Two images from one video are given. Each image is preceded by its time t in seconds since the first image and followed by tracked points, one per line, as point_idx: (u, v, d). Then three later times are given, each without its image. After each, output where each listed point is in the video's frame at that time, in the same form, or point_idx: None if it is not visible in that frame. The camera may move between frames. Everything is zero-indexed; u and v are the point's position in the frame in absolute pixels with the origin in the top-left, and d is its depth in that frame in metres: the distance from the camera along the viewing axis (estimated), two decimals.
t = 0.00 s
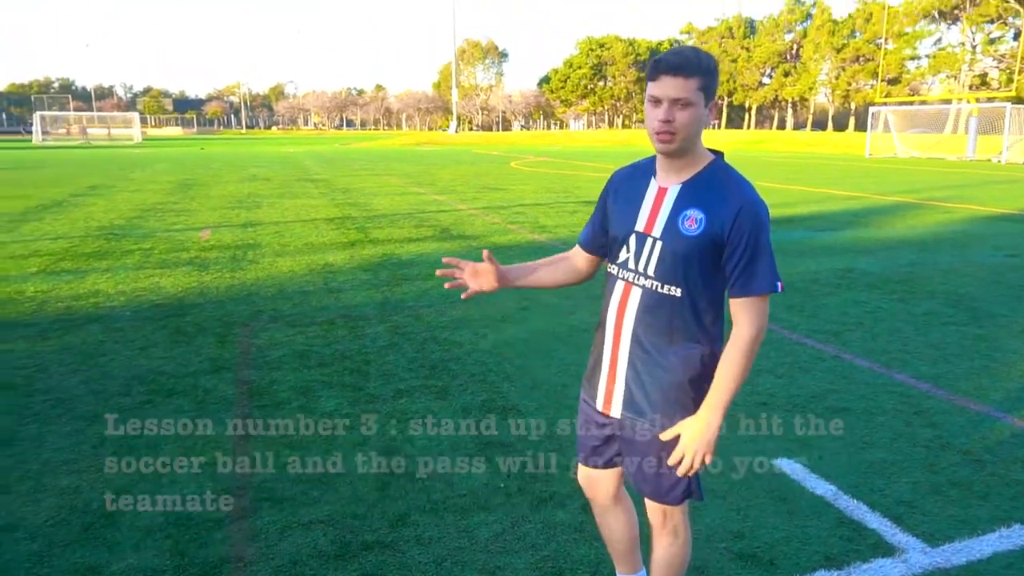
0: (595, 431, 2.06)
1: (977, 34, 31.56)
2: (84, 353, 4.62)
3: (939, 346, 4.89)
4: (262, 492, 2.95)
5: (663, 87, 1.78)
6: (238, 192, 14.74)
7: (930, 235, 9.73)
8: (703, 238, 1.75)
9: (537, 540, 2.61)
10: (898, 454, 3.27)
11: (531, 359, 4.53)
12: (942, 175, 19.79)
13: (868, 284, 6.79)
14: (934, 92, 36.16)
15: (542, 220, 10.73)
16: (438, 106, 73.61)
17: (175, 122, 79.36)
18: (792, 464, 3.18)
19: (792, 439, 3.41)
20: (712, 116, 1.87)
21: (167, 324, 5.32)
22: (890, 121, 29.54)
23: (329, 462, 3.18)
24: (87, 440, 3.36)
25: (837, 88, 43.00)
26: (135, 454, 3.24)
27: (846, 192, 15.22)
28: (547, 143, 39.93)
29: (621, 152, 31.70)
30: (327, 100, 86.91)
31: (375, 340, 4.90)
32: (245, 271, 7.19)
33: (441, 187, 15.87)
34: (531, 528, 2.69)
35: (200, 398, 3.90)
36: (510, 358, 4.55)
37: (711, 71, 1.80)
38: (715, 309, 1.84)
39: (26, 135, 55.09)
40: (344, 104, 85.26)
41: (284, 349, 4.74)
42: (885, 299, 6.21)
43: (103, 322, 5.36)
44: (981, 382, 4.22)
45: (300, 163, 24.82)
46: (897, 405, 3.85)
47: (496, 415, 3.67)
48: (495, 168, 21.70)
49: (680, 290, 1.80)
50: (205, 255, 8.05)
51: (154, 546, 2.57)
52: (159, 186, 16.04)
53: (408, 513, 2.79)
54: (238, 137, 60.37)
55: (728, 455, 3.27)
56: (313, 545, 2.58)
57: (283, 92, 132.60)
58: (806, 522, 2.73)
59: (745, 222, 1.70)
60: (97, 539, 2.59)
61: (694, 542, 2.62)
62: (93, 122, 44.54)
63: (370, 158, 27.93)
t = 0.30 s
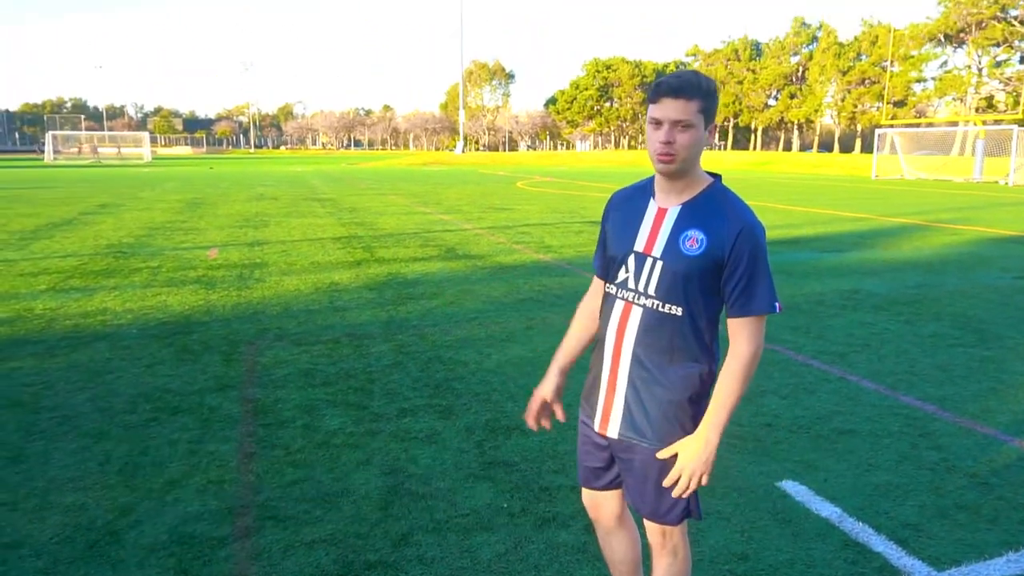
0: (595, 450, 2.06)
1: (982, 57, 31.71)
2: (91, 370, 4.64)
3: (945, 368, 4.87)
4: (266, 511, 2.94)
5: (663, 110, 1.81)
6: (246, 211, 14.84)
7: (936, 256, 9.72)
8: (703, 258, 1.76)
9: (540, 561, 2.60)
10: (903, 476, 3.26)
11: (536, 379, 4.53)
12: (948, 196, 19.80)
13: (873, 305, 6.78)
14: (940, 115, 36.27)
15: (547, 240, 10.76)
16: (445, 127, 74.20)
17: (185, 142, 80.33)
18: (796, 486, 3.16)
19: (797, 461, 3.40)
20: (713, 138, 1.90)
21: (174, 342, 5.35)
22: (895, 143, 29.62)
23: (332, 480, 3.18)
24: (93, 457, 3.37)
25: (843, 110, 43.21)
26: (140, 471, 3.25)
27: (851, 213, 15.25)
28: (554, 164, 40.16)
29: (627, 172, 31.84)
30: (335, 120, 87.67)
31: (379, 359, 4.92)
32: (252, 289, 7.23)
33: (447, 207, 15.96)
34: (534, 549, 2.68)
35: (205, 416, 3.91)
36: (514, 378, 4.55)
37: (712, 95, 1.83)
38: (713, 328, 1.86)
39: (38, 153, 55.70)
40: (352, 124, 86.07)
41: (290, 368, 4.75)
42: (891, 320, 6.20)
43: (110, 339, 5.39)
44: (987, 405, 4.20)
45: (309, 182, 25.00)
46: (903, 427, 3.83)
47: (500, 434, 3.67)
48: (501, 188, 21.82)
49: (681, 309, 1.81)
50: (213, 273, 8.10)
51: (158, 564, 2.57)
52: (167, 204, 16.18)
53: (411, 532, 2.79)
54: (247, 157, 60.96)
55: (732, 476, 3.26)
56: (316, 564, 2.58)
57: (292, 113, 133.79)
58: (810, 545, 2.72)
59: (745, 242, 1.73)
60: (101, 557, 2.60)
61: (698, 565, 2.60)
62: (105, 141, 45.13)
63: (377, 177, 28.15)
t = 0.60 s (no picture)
0: (592, 470, 2.06)
1: (971, 76, 32.11)
2: (85, 392, 4.62)
3: (940, 386, 4.89)
4: (260, 533, 2.92)
5: (640, 132, 1.84)
6: (240, 232, 14.86)
7: (929, 274, 9.78)
8: (687, 274, 1.78)
9: None
10: (900, 494, 3.26)
11: (531, 399, 4.52)
12: (939, 214, 19.95)
13: (868, 323, 6.81)
14: (930, 133, 36.65)
15: (542, 260, 10.79)
16: (439, 147, 74.56)
17: (180, 163, 80.60)
18: (793, 505, 3.16)
19: (794, 479, 3.39)
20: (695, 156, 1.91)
21: (168, 363, 5.33)
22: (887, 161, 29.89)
23: (327, 502, 3.17)
24: (86, 480, 3.35)
25: (834, 129, 43.63)
26: (134, 494, 3.23)
27: (844, 231, 15.36)
28: (548, 183, 40.36)
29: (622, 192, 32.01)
30: (330, 141, 88.03)
31: (375, 380, 4.90)
32: (247, 310, 7.23)
33: (442, 227, 16.01)
34: (531, 571, 2.66)
35: (199, 438, 3.89)
36: (510, 397, 4.55)
37: (691, 116, 1.85)
38: (703, 345, 1.85)
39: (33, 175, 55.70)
40: (348, 144, 86.49)
41: (285, 389, 4.73)
42: (886, 338, 6.22)
43: (104, 361, 5.36)
44: (983, 422, 4.21)
45: (303, 203, 25.03)
46: (899, 445, 3.83)
47: (496, 455, 3.66)
48: (496, 208, 21.91)
49: (670, 325, 1.82)
50: (207, 294, 8.10)
51: None
52: (162, 225, 16.19)
53: (406, 555, 2.77)
54: (242, 178, 61.11)
55: (730, 495, 3.25)
56: None
57: (287, 134, 134.21)
58: (808, 564, 2.70)
59: (727, 257, 1.73)
60: None
61: None
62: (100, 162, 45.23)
63: (371, 198, 28.23)
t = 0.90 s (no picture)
0: (589, 491, 2.06)
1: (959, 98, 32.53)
2: (75, 413, 4.58)
3: (933, 406, 4.89)
4: (250, 556, 2.89)
5: (616, 160, 1.89)
6: (233, 251, 14.86)
7: (920, 294, 9.82)
8: (670, 296, 1.77)
9: None
10: (895, 515, 3.25)
11: (526, 419, 4.51)
12: (930, 234, 20.08)
13: (860, 342, 6.83)
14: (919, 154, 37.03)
15: (535, 279, 10.79)
16: (433, 167, 74.77)
17: (172, 183, 80.64)
18: (788, 525, 3.14)
19: (788, 500, 3.38)
20: (683, 176, 1.90)
21: (159, 384, 5.29)
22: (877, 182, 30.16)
23: (319, 524, 3.14)
24: (74, 503, 3.31)
25: (825, 150, 44.07)
26: (123, 517, 3.19)
27: (835, 251, 15.44)
28: (541, 203, 40.55)
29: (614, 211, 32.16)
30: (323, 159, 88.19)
31: (367, 400, 4.88)
32: (238, 330, 7.20)
33: (435, 246, 16.04)
34: None
35: (190, 459, 3.86)
36: (503, 418, 4.53)
37: (668, 137, 1.85)
38: (692, 369, 1.84)
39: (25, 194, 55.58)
40: (341, 164, 86.74)
41: (276, 410, 4.69)
42: (878, 357, 6.24)
43: (94, 381, 5.33)
44: (975, 442, 4.22)
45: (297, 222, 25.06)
46: (892, 465, 3.83)
47: (489, 475, 3.64)
48: (490, 228, 21.99)
49: (656, 347, 1.82)
50: (199, 313, 8.07)
51: None
52: (154, 245, 16.16)
53: None
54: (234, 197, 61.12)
55: (724, 516, 3.24)
56: None
57: (281, 154, 134.45)
58: None
59: (708, 278, 1.71)
60: None
61: None
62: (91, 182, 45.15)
63: (363, 217, 28.30)
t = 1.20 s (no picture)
0: (578, 495, 2.05)
1: (949, 106, 32.80)
2: (64, 419, 4.54)
3: (925, 411, 4.91)
4: (240, 563, 2.86)
5: (615, 164, 1.89)
6: (225, 256, 14.81)
7: (911, 299, 9.86)
8: (662, 303, 1.77)
9: None
10: (889, 520, 3.25)
11: (519, 425, 4.49)
12: (920, 239, 20.21)
13: (853, 348, 6.85)
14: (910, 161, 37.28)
15: (528, 284, 10.79)
16: (426, 171, 74.79)
17: (164, 186, 80.37)
18: (781, 531, 3.14)
19: (782, 505, 3.38)
20: (683, 183, 1.90)
21: (149, 389, 5.25)
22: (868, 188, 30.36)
23: (310, 531, 3.11)
24: (63, 509, 3.27)
25: (816, 156, 44.34)
26: (113, 523, 3.16)
27: (826, 257, 15.51)
28: (534, 208, 40.64)
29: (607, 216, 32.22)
30: (316, 164, 88.13)
31: (360, 405, 4.86)
32: (230, 334, 7.17)
33: (429, 251, 16.04)
34: None
35: (181, 465, 3.83)
36: (497, 423, 4.52)
37: (669, 143, 1.85)
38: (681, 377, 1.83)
39: (15, 198, 55.31)
40: (334, 169, 86.69)
41: (268, 415, 4.67)
42: (870, 363, 6.26)
43: (84, 387, 5.28)
44: (968, 447, 4.23)
45: (288, 227, 24.96)
46: (885, 470, 3.83)
47: (482, 481, 3.63)
48: (483, 233, 22.00)
49: (647, 353, 1.81)
50: (191, 318, 8.03)
51: None
52: (146, 249, 16.09)
53: None
54: (227, 201, 60.97)
55: (718, 521, 3.24)
56: None
57: (274, 158, 134.19)
58: None
59: (699, 287, 1.70)
60: None
61: None
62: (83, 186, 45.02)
63: (355, 222, 28.28)
